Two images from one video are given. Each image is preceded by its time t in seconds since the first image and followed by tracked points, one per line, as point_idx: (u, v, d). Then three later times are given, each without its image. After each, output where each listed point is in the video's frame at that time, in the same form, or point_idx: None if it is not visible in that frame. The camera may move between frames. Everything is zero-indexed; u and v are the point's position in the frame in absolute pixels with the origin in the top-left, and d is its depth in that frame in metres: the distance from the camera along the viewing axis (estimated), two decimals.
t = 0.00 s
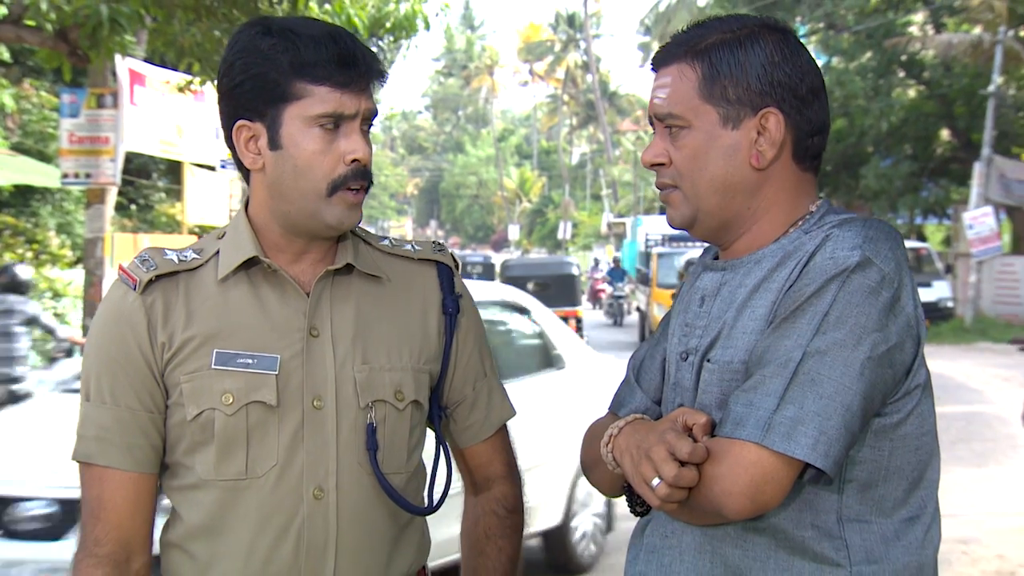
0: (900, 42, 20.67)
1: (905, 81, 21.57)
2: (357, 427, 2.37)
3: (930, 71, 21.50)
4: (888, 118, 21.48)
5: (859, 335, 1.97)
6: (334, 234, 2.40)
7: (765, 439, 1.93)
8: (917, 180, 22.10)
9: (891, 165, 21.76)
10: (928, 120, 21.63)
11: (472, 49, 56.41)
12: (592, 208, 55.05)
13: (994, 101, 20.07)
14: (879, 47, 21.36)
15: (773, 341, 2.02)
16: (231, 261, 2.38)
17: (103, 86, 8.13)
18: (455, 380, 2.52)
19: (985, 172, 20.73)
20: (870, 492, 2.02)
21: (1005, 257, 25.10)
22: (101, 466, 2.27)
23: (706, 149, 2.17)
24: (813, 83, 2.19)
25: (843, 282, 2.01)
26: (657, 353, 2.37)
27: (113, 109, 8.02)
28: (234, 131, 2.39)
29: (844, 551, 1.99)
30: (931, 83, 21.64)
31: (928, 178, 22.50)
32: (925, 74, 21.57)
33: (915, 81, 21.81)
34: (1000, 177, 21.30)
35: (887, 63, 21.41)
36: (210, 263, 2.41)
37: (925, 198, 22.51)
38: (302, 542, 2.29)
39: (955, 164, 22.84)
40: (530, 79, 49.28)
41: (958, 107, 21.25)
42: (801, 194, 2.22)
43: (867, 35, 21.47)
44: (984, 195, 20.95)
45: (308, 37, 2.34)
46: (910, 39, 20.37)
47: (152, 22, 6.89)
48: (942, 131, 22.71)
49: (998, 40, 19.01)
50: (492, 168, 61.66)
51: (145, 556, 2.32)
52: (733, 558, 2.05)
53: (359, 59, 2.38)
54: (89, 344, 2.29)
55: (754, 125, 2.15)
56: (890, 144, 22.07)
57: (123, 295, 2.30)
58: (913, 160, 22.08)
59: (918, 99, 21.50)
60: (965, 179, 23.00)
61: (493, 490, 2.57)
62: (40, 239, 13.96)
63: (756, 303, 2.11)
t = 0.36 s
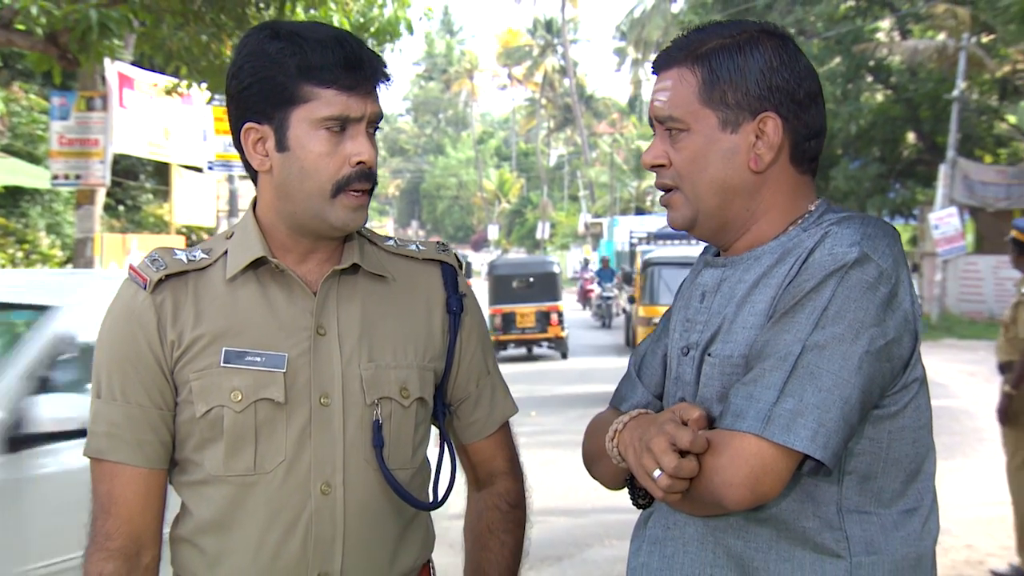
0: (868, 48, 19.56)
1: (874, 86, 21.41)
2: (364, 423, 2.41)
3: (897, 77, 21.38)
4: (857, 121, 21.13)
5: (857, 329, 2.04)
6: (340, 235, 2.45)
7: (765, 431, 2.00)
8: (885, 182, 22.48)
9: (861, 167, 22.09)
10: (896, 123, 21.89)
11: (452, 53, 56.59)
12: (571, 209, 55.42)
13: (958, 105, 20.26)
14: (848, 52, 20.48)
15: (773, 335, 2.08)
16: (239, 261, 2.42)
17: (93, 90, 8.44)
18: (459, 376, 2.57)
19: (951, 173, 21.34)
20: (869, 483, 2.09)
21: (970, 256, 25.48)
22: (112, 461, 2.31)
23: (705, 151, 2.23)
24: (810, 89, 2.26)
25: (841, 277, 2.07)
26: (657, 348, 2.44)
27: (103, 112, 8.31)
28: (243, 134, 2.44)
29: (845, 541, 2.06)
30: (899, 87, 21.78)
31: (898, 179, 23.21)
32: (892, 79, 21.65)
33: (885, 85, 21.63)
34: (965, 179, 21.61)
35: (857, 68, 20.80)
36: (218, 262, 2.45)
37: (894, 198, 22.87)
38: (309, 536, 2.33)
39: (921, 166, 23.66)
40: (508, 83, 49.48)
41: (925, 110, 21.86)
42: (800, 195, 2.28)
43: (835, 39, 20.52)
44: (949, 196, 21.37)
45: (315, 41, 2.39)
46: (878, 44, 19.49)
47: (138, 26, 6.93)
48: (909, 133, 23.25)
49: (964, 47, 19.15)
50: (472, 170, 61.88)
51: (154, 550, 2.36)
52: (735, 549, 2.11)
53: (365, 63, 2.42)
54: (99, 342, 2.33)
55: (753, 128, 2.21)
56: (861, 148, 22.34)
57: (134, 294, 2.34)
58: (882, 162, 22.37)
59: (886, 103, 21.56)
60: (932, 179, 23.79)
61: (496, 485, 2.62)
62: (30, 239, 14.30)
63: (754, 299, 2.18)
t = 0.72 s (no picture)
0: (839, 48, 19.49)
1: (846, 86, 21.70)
2: (369, 422, 2.42)
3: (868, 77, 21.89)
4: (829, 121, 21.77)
5: (859, 326, 2.06)
6: (346, 232, 2.45)
7: (770, 429, 2.03)
8: (856, 181, 22.76)
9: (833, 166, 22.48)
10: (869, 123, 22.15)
11: (429, 52, 56.61)
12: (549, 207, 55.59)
13: (927, 106, 20.41)
14: (822, 53, 20.53)
15: (776, 333, 2.11)
16: (245, 260, 2.43)
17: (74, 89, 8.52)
18: (463, 374, 2.59)
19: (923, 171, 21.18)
20: (873, 479, 2.12)
21: (940, 253, 25.82)
22: (117, 458, 2.31)
23: (708, 150, 2.26)
24: (812, 87, 2.29)
25: (843, 275, 2.10)
26: (660, 347, 2.47)
27: (84, 111, 8.44)
28: (249, 132, 2.44)
29: (851, 537, 2.10)
30: (870, 88, 22.03)
31: (870, 178, 23.52)
32: (864, 79, 21.85)
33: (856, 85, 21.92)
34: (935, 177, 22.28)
35: (829, 69, 20.93)
36: (224, 260, 2.46)
37: (865, 197, 23.14)
38: (315, 534, 2.34)
39: (893, 165, 23.74)
40: (485, 83, 49.59)
41: (896, 111, 21.78)
42: (802, 193, 2.32)
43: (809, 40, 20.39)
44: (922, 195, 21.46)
45: (321, 39, 2.39)
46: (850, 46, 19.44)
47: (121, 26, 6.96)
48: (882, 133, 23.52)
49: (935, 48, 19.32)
50: (449, 169, 61.97)
51: (160, 547, 2.36)
52: (742, 545, 2.16)
53: (370, 61, 2.43)
54: (106, 339, 2.33)
55: (755, 127, 2.24)
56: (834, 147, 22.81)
57: (140, 292, 2.34)
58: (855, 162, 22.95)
59: (858, 103, 21.89)
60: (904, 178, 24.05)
61: (499, 482, 2.65)
62: (11, 237, 14.50)
63: (757, 298, 2.21)
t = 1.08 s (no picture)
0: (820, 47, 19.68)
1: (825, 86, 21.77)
2: (377, 423, 2.40)
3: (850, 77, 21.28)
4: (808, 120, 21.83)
5: (873, 325, 2.07)
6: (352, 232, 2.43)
7: (783, 429, 2.03)
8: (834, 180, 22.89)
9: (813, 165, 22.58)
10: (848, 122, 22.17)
11: (410, 51, 56.50)
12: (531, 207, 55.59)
13: (909, 105, 20.51)
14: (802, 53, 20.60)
15: (789, 333, 2.11)
16: (251, 259, 2.41)
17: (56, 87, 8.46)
18: (469, 375, 2.58)
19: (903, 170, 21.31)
20: (885, 479, 2.13)
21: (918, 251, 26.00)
22: (122, 459, 2.28)
23: (717, 150, 2.25)
24: (820, 84, 2.29)
25: (856, 274, 2.11)
26: (668, 348, 2.47)
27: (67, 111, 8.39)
28: (254, 131, 2.43)
29: (864, 538, 2.10)
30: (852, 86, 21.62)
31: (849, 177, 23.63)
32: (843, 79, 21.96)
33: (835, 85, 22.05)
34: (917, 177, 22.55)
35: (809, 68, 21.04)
36: (229, 260, 2.44)
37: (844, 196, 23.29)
38: (322, 536, 2.32)
39: (874, 164, 24.05)
40: (466, 82, 49.54)
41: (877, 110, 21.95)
42: (811, 192, 2.32)
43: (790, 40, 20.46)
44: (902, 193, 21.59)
45: (327, 38, 2.37)
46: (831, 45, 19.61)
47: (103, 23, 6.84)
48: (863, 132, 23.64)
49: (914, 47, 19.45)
50: (431, 168, 61.88)
51: (165, 550, 2.33)
52: (753, 546, 2.16)
53: (377, 59, 2.40)
54: (110, 340, 2.30)
55: (764, 126, 2.24)
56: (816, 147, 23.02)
57: (145, 292, 2.32)
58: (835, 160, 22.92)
59: (838, 103, 21.95)
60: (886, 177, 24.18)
61: (505, 482, 2.63)
62: None
63: (769, 297, 2.21)
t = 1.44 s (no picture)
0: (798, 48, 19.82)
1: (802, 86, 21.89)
2: (378, 424, 2.39)
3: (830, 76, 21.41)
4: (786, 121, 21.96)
5: (879, 326, 2.08)
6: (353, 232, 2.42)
7: (789, 430, 2.03)
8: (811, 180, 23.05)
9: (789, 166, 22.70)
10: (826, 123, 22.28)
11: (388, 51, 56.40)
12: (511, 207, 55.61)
13: (887, 106, 20.65)
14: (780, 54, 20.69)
15: (794, 334, 2.12)
16: (251, 260, 2.39)
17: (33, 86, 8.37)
18: (470, 376, 2.57)
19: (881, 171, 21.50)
20: (891, 480, 2.14)
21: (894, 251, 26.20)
22: (122, 460, 2.25)
23: (721, 149, 2.26)
24: (822, 83, 2.30)
25: (861, 274, 2.12)
26: (669, 348, 2.47)
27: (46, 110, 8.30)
28: (255, 131, 2.41)
29: (869, 540, 2.11)
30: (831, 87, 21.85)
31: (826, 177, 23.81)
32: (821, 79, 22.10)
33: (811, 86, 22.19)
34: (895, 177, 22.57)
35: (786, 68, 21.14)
36: (230, 260, 2.41)
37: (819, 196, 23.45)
38: (323, 539, 2.30)
39: (852, 164, 24.23)
40: (445, 82, 49.50)
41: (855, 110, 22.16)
42: (815, 193, 2.32)
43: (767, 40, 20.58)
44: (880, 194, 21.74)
45: (327, 37, 2.35)
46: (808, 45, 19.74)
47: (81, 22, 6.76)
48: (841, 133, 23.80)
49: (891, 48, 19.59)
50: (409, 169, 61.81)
51: (164, 552, 2.30)
52: (758, 547, 2.16)
53: (378, 59, 2.38)
54: (109, 339, 2.28)
55: (767, 124, 2.24)
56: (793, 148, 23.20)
57: (145, 291, 2.30)
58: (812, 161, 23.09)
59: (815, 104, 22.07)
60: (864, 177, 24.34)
61: (505, 484, 2.63)
62: None
63: (773, 297, 2.21)
